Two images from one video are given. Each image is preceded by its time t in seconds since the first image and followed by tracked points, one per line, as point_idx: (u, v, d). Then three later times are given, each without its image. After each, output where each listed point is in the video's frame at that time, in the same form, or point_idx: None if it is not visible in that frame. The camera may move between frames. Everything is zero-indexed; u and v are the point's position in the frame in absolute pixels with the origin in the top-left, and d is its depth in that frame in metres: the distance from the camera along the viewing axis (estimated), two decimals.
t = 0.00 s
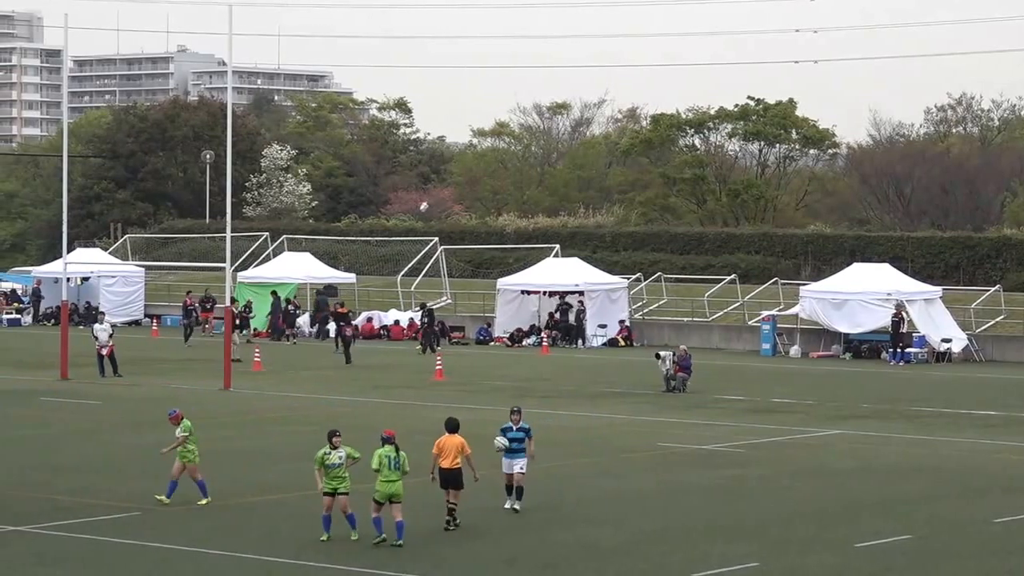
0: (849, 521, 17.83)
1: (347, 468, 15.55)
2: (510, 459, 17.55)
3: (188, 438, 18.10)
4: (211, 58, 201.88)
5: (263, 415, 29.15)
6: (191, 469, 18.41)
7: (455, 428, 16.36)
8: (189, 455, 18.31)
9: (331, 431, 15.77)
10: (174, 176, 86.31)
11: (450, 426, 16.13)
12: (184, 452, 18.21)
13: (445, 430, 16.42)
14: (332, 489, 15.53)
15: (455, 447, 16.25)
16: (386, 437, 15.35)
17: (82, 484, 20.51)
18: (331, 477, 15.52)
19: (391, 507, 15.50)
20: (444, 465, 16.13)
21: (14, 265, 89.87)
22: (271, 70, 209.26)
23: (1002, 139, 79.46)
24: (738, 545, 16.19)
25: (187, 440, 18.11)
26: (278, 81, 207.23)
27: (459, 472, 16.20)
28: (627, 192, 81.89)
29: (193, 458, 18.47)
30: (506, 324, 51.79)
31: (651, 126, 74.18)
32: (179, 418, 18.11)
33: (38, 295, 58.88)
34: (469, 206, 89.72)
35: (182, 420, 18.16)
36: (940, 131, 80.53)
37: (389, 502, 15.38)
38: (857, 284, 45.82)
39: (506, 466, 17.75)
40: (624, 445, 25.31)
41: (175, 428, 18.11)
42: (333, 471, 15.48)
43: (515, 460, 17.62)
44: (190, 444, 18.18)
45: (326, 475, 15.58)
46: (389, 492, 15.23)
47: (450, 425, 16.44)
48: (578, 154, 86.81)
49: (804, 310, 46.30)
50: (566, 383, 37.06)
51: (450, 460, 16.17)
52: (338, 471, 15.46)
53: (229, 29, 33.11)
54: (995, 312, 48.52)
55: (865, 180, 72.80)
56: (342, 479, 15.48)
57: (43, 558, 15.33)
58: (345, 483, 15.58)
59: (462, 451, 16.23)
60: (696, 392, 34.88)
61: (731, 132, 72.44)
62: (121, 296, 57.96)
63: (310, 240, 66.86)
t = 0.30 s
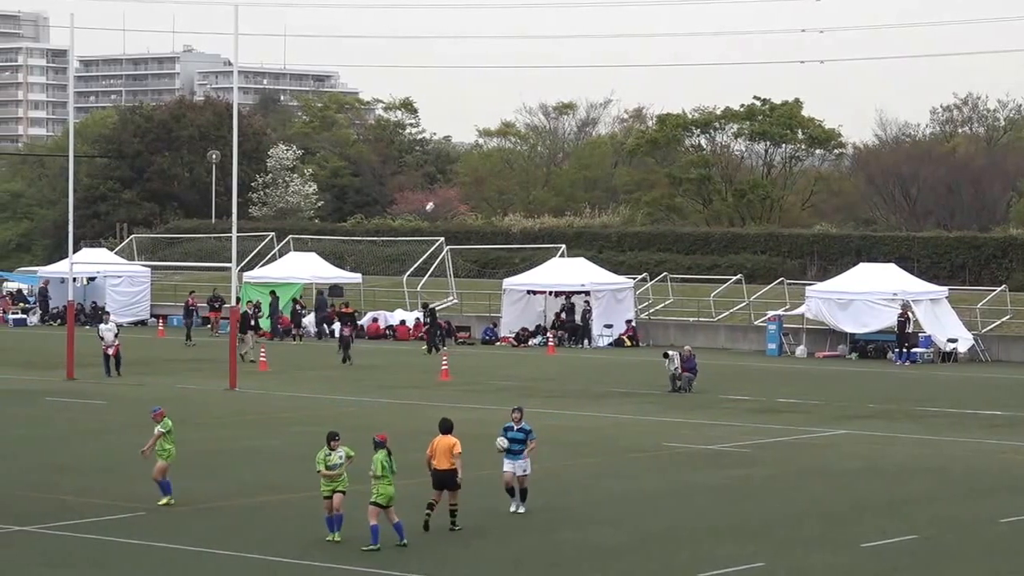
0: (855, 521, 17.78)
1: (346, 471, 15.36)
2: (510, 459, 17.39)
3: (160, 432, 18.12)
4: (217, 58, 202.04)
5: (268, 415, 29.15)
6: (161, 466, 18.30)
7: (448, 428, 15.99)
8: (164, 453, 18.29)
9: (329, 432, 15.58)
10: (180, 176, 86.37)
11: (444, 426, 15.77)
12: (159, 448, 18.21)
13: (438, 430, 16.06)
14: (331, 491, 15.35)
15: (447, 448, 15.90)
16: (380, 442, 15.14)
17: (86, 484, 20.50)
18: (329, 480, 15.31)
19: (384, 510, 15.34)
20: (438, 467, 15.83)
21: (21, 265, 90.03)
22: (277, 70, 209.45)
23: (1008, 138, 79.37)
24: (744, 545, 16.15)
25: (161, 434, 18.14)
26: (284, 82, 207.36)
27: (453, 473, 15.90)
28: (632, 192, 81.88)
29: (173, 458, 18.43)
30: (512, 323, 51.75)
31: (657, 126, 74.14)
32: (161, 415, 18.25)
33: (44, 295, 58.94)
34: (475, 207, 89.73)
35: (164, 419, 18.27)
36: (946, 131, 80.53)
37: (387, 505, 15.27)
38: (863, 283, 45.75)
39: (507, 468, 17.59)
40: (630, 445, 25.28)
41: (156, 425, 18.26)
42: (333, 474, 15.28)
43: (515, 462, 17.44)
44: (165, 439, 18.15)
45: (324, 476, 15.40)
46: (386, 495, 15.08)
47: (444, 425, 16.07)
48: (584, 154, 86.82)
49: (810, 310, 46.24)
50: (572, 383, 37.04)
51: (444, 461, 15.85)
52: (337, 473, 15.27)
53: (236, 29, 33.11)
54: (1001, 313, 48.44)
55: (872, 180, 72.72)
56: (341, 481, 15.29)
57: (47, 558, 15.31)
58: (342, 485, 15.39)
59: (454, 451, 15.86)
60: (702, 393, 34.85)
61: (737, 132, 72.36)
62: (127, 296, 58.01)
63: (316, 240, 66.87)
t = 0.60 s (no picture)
0: (862, 521, 17.70)
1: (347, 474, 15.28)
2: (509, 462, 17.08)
3: (141, 434, 17.84)
4: (223, 58, 202.09)
5: (274, 415, 29.11)
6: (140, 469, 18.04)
7: (439, 429, 15.69)
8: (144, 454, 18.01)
9: (331, 437, 15.58)
10: (187, 176, 86.36)
11: (433, 427, 15.48)
12: (139, 450, 17.94)
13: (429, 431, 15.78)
14: (330, 494, 15.25)
15: (439, 449, 15.59)
16: (371, 441, 15.02)
17: (91, 484, 20.46)
18: (328, 483, 15.22)
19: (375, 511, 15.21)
20: (430, 468, 15.56)
21: (27, 265, 90.13)
22: (284, 70, 209.44)
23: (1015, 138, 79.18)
24: (751, 545, 16.08)
25: (142, 436, 17.87)
26: (291, 81, 207.30)
27: (445, 474, 15.60)
28: (639, 192, 81.71)
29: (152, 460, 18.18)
30: (519, 323, 51.67)
31: (664, 126, 74.03)
32: (142, 417, 17.96)
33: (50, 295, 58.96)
34: (481, 206, 89.62)
35: (145, 419, 18.01)
36: (952, 131, 80.42)
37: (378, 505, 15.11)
38: (870, 283, 45.63)
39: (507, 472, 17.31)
40: (636, 445, 25.21)
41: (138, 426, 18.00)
42: (333, 477, 15.20)
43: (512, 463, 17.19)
44: (145, 442, 17.88)
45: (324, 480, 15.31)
46: (377, 496, 14.95)
47: (435, 426, 15.78)
48: (590, 154, 86.72)
49: (817, 310, 46.15)
50: (578, 383, 36.96)
51: (436, 462, 15.57)
52: (338, 476, 15.20)
53: (243, 29, 33.08)
54: (1008, 312, 48.29)
55: (878, 180, 72.60)
56: (340, 484, 15.20)
57: (52, 558, 15.27)
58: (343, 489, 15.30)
59: (446, 452, 15.56)
60: (708, 393, 34.76)
61: (744, 132, 72.21)
62: (134, 297, 58.01)
63: (323, 240, 66.88)
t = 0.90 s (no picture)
0: (869, 522, 17.61)
1: (340, 474, 14.98)
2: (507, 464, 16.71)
3: (122, 433, 17.79)
4: (231, 58, 202.19)
5: (280, 415, 29.05)
6: (125, 469, 17.90)
7: (441, 430, 15.52)
8: (128, 453, 17.91)
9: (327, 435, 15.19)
10: (194, 176, 86.38)
11: (435, 429, 15.31)
12: (122, 449, 17.85)
13: (430, 432, 15.58)
14: (325, 495, 15.06)
15: (443, 452, 15.44)
16: (360, 442, 14.85)
17: (98, 485, 20.41)
18: (324, 483, 14.99)
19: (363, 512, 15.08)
20: (433, 469, 15.32)
21: (35, 265, 90.26)
22: (291, 70, 209.53)
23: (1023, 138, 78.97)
24: (757, 545, 15.99)
25: (124, 435, 17.80)
26: (298, 81, 207.32)
27: (447, 476, 15.39)
28: (646, 192, 81.54)
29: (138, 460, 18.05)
30: (526, 323, 51.59)
31: (671, 126, 73.93)
32: (125, 417, 17.91)
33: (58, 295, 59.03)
34: (488, 206, 89.53)
35: (128, 421, 17.92)
36: (959, 131, 80.33)
37: (365, 508, 14.98)
38: (876, 283, 45.50)
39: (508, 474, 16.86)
40: (644, 445, 25.11)
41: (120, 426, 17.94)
42: (325, 477, 14.94)
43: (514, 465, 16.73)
44: (127, 441, 17.82)
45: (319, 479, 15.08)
46: (362, 499, 14.85)
47: (434, 427, 15.58)
48: (597, 154, 86.64)
49: (824, 310, 46.01)
50: (586, 383, 36.88)
51: (438, 464, 15.35)
52: (329, 477, 14.92)
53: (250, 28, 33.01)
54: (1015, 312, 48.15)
55: (886, 180, 72.45)
56: (334, 485, 14.98)
57: (59, 558, 15.22)
58: (341, 489, 15.05)
59: (449, 453, 15.41)
60: (715, 393, 34.65)
61: (751, 132, 72.07)
62: (141, 296, 58.03)
63: (330, 240, 66.88)
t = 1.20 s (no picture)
0: (878, 521, 17.54)
1: (328, 475, 14.87)
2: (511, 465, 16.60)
3: (105, 432, 17.67)
4: (239, 58, 202.38)
5: (288, 415, 29.02)
6: (105, 470, 17.78)
7: (446, 431, 15.37)
8: (109, 454, 17.82)
9: (313, 439, 15.20)
10: (202, 176, 86.45)
11: (440, 429, 15.18)
12: (104, 449, 17.76)
13: (436, 433, 15.43)
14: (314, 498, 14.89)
15: (447, 452, 15.31)
16: (349, 440, 14.82)
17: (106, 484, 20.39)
18: (312, 485, 14.84)
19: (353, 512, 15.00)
20: (436, 470, 15.21)
21: (43, 265, 90.33)
22: (299, 70, 209.62)
23: None
24: (765, 545, 15.93)
25: (107, 434, 17.74)
26: (306, 81, 207.43)
27: (450, 477, 15.29)
28: (654, 192, 81.40)
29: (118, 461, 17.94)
30: (534, 323, 51.53)
31: (678, 126, 73.80)
32: (107, 417, 17.83)
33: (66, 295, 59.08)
34: (496, 207, 89.46)
35: (110, 421, 17.84)
36: (967, 131, 80.18)
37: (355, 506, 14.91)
38: (884, 284, 45.39)
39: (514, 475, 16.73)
40: (652, 445, 25.05)
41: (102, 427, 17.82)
42: (314, 478, 14.82)
43: (519, 466, 16.59)
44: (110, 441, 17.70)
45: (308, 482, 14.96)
46: (354, 496, 14.74)
47: (441, 428, 15.45)
48: (605, 154, 86.57)
49: (832, 310, 45.90)
50: (594, 383, 36.81)
51: (443, 464, 15.25)
52: (318, 477, 14.80)
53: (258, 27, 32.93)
54: None
55: (894, 180, 72.29)
56: (322, 486, 14.82)
57: (67, 558, 15.19)
58: (329, 491, 14.90)
59: (454, 454, 15.31)
60: (723, 393, 34.58)
61: (759, 132, 71.94)
62: (149, 296, 58.04)
63: (338, 240, 66.87)
